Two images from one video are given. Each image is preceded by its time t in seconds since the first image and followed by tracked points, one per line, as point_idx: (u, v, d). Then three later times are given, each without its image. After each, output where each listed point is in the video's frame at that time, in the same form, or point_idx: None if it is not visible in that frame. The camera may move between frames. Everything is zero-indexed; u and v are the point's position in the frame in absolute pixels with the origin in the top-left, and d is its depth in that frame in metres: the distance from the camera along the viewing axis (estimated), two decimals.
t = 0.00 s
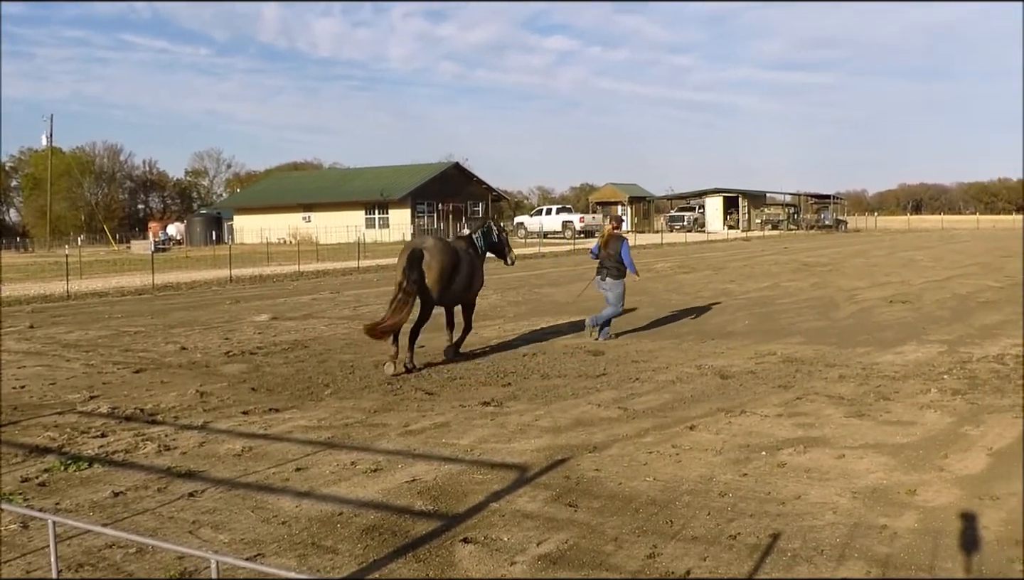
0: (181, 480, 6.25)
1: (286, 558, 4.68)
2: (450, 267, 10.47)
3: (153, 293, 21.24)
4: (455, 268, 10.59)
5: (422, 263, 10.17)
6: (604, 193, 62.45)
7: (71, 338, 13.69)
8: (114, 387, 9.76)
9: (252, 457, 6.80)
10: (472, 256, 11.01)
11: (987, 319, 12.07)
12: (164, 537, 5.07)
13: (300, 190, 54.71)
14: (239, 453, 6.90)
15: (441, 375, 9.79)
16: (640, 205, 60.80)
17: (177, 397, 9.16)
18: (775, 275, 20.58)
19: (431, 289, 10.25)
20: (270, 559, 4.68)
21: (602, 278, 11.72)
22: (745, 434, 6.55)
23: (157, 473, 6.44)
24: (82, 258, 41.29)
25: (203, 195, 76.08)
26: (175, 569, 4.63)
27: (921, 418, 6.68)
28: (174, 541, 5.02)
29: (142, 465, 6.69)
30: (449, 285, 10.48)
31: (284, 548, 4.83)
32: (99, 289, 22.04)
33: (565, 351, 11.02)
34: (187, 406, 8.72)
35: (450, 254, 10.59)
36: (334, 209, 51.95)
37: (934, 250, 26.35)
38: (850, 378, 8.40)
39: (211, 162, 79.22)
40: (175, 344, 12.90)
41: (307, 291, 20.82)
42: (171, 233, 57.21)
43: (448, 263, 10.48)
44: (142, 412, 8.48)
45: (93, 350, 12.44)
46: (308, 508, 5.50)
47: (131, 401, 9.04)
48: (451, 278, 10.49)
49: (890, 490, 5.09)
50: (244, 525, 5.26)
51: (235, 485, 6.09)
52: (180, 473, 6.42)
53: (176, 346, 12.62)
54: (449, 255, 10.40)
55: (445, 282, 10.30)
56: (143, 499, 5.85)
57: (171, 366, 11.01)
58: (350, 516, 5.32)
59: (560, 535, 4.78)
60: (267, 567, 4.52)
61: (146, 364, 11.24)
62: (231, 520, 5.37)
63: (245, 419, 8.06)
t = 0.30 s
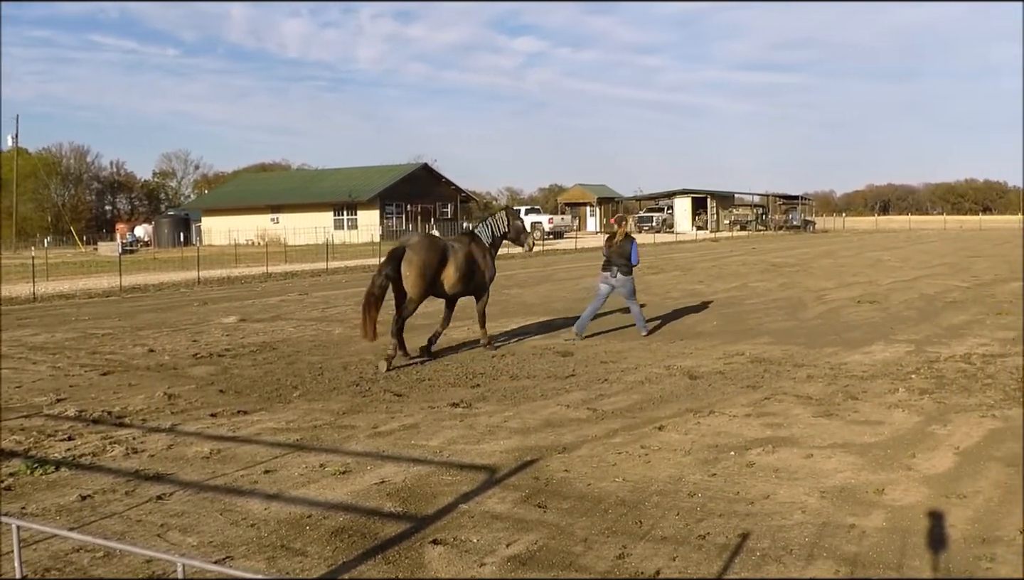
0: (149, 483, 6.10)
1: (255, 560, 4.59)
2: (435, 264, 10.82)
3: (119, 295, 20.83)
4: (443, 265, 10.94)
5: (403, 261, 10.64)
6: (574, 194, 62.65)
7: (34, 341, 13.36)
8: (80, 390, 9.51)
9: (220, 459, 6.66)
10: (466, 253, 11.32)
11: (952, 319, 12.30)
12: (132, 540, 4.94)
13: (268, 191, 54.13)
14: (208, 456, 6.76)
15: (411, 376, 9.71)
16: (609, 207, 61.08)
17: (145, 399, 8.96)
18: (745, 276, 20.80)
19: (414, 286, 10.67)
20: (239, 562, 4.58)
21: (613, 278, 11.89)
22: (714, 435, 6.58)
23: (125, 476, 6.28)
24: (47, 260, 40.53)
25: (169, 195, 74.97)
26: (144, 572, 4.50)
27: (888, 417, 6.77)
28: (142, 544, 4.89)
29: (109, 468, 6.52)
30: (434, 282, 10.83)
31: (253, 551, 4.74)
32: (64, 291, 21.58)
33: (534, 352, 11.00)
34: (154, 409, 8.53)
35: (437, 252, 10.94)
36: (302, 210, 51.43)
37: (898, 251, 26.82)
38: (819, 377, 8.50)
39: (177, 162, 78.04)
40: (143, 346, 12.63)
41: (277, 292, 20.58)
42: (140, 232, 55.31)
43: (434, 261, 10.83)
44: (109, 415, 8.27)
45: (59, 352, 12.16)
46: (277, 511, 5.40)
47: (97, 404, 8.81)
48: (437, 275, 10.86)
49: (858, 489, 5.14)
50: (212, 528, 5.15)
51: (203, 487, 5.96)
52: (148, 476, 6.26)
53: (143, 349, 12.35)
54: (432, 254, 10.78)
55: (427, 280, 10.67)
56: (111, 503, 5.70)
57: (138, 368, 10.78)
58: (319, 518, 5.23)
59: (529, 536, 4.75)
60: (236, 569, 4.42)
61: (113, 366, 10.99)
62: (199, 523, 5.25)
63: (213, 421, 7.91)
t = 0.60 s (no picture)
0: (113, 487, 5.92)
1: (220, 564, 4.48)
2: (428, 266, 11.08)
3: (82, 298, 20.36)
4: (436, 268, 11.19)
5: (394, 261, 10.98)
6: (540, 195, 62.77)
7: None
8: (42, 394, 9.23)
9: (185, 463, 6.50)
10: (464, 256, 11.50)
11: (916, 319, 12.53)
12: (95, 545, 4.79)
13: (232, 193, 53.41)
14: (172, 459, 6.60)
15: (376, 378, 9.61)
16: (575, 208, 61.29)
17: (109, 403, 8.73)
18: (712, 277, 21.00)
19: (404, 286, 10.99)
20: (204, 566, 4.46)
21: (623, 278, 11.87)
22: (678, 435, 6.61)
23: (88, 480, 6.10)
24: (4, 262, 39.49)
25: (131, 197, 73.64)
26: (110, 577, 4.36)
27: (853, 417, 6.86)
28: (105, 548, 4.74)
29: (73, 472, 6.32)
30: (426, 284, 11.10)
31: (219, 554, 4.62)
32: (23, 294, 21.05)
33: (500, 354, 10.97)
34: (118, 412, 8.31)
35: (432, 254, 11.19)
36: (267, 212, 50.81)
37: (859, 252, 27.30)
38: (784, 378, 8.59)
39: (138, 162, 76.63)
40: (107, 349, 12.33)
41: (243, 295, 20.27)
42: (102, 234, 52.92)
43: (426, 263, 11.09)
44: (72, 418, 8.04)
45: (20, 356, 11.82)
46: (242, 514, 5.28)
47: (60, 408, 8.56)
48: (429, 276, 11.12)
49: (823, 489, 5.19)
50: (177, 532, 5.02)
51: (168, 491, 5.81)
52: (112, 480, 6.09)
53: (107, 352, 12.06)
54: (424, 255, 11.05)
55: (417, 281, 10.96)
56: (73, 507, 5.52)
57: (101, 371, 10.50)
58: (284, 521, 5.12)
59: (495, 538, 4.71)
60: (201, 573, 4.31)
61: (76, 369, 10.70)
62: (163, 527, 5.11)
63: (177, 425, 7.73)
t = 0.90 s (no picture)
0: (74, 492, 5.73)
1: (182, 568, 4.35)
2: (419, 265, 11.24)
3: (39, 300, 19.82)
4: (430, 267, 11.31)
5: (389, 263, 11.18)
6: (504, 197, 62.87)
7: None
8: None
9: (147, 466, 6.32)
10: (462, 256, 11.48)
11: (876, 319, 12.75)
12: (55, 550, 4.63)
13: (193, 194, 52.51)
14: (134, 462, 6.41)
15: (339, 381, 9.47)
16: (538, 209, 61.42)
17: (69, 406, 8.46)
18: (676, 278, 21.18)
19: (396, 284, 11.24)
20: (166, 570, 4.33)
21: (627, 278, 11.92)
22: (641, 436, 6.62)
23: (48, 485, 5.89)
24: None
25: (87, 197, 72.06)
26: None
27: (815, 417, 6.95)
28: (64, 553, 4.58)
29: (31, 476, 6.11)
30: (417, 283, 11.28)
31: (181, 559, 4.49)
32: None
33: (463, 356, 10.92)
34: (78, 415, 8.06)
35: (424, 254, 11.33)
36: (227, 213, 50.03)
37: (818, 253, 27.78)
38: (747, 378, 8.68)
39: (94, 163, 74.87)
40: (66, 351, 11.98)
41: (206, 297, 19.89)
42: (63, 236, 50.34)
43: (418, 262, 11.26)
44: (31, 422, 7.77)
45: None
46: (205, 517, 5.15)
47: (17, 411, 8.28)
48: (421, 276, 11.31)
49: (786, 489, 5.23)
50: (138, 536, 4.87)
51: (130, 495, 5.64)
52: (72, 485, 5.89)
53: (67, 355, 11.71)
54: (414, 254, 11.24)
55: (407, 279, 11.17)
56: (32, 513, 5.33)
57: (61, 375, 10.19)
58: (246, 524, 5.00)
59: (459, 540, 4.65)
60: (162, 577, 4.18)
61: (34, 372, 10.37)
62: (125, 531, 4.96)
63: (138, 428, 7.52)
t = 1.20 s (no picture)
0: (32, 496, 5.52)
1: (142, 573, 4.22)
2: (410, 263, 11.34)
3: None
4: (420, 264, 11.35)
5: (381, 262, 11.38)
6: (464, 198, 62.75)
7: None
8: None
9: (107, 470, 6.13)
10: (454, 251, 11.39)
11: (836, 320, 12.94)
12: (12, 556, 4.45)
13: (150, 196, 51.47)
14: (93, 466, 6.21)
15: (300, 383, 9.31)
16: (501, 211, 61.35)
17: (26, 410, 8.17)
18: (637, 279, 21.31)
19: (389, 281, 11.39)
20: (125, 576, 4.19)
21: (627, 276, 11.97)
22: (602, 437, 6.62)
23: (6, 490, 5.68)
24: None
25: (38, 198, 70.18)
26: None
27: (776, 417, 7.01)
28: (21, 559, 4.41)
29: None
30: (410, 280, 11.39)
31: (141, 563, 4.35)
32: None
33: (425, 358, 10.82)
34: (36, 419, 7.78)
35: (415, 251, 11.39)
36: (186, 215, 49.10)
37: (778, 254, 28.18)
38: (708, 379, 8.75)
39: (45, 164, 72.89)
40: (23, 355, 11.60)
41: (166, 299, 19.47)
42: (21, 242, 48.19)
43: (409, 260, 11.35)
44: None
45: None
46: (165, 521, 5.00)
47: None
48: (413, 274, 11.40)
49: (747, 489, 5.26)
50: (98, 540, 4.71)
51: (89, 499, 5.45)
52: (30, 489, 5.67)
53: (23, 358, 11.33)
54: (404, 252, 11.34)
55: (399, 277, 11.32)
56: None
57: (17, 378, 9.85)
58: (208, 527, 4.86)
59: (419, 542, 4.58)
60: None
61: None
62: (84, 535, 4.79)
63: (98, 431, 7.29)
